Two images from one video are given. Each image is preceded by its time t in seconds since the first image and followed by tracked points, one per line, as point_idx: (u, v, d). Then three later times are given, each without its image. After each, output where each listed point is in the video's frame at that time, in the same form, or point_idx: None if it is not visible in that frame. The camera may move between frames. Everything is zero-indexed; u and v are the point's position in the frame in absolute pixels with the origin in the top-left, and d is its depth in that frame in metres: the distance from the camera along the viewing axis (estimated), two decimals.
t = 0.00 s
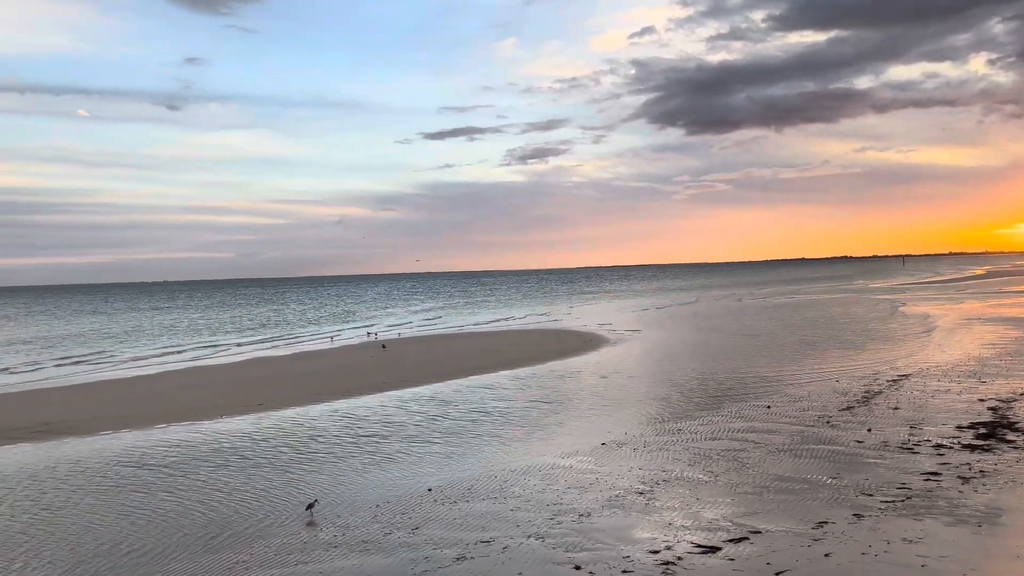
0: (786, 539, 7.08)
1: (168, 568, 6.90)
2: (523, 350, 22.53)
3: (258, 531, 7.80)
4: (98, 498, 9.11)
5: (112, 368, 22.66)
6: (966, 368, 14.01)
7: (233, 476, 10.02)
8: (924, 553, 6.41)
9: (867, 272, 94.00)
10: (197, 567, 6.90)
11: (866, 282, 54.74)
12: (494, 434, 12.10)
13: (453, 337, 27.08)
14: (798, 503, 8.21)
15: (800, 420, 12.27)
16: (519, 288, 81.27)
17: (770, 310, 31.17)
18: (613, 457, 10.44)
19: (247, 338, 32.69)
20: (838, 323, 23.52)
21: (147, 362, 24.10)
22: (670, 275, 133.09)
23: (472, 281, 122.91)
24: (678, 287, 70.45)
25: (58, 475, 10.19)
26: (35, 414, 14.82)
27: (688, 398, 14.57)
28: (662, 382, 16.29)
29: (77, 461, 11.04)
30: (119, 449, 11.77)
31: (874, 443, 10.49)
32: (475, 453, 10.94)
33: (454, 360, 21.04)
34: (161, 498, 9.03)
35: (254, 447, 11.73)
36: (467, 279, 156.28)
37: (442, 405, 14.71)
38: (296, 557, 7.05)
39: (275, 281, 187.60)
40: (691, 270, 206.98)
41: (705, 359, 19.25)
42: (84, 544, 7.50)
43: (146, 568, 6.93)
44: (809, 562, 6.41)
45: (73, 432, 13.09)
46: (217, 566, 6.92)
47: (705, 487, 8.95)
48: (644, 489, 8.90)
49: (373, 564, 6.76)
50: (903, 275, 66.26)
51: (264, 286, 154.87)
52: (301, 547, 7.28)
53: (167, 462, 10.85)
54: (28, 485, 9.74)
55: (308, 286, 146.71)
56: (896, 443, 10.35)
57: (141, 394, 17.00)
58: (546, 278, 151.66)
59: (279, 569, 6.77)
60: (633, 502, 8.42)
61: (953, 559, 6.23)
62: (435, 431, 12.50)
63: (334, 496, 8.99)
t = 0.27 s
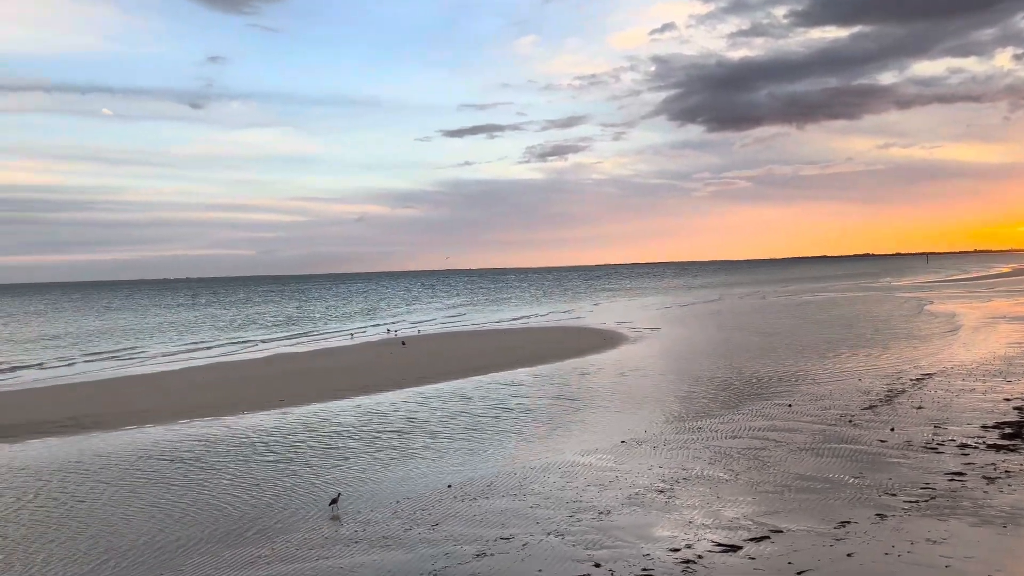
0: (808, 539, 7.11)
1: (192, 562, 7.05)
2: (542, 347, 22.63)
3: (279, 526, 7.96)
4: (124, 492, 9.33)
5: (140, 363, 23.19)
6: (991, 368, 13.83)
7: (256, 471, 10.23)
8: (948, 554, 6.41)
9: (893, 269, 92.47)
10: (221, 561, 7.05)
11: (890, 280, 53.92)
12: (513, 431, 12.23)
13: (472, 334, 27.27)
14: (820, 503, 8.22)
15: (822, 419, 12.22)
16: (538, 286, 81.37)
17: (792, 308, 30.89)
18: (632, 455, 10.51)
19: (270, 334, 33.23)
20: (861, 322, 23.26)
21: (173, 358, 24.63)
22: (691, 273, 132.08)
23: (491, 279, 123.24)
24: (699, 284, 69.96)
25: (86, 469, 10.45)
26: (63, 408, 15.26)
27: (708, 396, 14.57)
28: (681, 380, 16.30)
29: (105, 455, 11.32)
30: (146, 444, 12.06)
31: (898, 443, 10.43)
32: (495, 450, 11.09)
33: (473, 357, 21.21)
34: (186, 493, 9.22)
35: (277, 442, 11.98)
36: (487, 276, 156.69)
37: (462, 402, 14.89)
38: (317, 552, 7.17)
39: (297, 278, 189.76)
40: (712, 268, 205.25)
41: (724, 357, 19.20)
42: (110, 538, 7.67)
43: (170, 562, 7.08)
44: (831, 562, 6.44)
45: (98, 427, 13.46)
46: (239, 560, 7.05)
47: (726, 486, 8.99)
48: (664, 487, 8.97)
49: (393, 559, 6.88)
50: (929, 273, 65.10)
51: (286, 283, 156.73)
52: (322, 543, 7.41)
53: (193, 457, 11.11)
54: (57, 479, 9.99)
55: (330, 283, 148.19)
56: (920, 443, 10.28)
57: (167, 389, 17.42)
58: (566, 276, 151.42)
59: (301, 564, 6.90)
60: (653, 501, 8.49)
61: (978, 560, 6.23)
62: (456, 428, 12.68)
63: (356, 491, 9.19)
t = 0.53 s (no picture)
0: (831, 540, 7.14)
1: (215, 556, 7.17)
2: (562, 346, 22.74)
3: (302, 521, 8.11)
4: (152, 487, 9.55)
5: (169, 360, 23.77)
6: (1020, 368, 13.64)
7: (281, 468, 10.44)
8: (973, 557, 6.42)
9: (921, 267, 90.74)
10: (244, 555, 7.18)
11: (917, 279, 52.99)
12: (534, 430, 12.37)
13: (492, 332, 27.45)
14: (843, 504, 8.23)
15: (845, 419, 12.17)
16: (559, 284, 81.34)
17: (815, 307, 30.58)
18: (653, 455, 10.59)
19: (294, 331, 33.75)
20: (886, 321, 22.98)
21: (199, 354, 25.19)
22: (714, 271, 130.91)
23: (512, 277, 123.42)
24: (722, 283, 69.35)
25: (116, 465, 10.74)
26: (94, 403, 15.75)
27: (729, 395, 14.57)
28: (702, 379, 16.30)
29: (134, 451, 11.63)
30: (174, 440, 12.36)
31: (923, 444, 10.37)
32: (516, 448, 11.24)
33: (493, 355, 21.39)
34: (211, 489, 9.42)
35: (302, 439, 12.23)
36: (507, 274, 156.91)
37: (483, 400, 15.07)
38: (339, 548, 7.29)
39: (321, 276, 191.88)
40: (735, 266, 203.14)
41: (746, 356, 19.12)
42: (137, 532, 7.85)
43: (195, 555, 7.23)
44: (855, 563, 6.48)
45: (124, 423, 13.87)
46: (263, 554, 7.17)
47: (748, 485, 9.03)
48: (686, 487, 9.04)
49: (415, 556, 7.00)
50: (958, 272, 63.84)
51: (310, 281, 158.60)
52: (344, 539, 7.53)
53: (219, 454, 11.37)
54: (87, 474, 10.27)
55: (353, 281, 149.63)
56: (946, 443, 10.22)
57: (194, 385, 17.86)
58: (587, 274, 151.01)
59: (324, 558, 7.02)
60: (674, 500, 8.57)
61: (1004, 564, 6.23)
62: (477, 425, 12.85)
63: (380, 488, 9.38)
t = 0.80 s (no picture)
0: (855, 541, 7.17)
1: (238, 551, 7.33)
2: (582, 344, 22.82)
3: (324, 518, 8.28)
4: (179, 483, 9.82)
5: (196, 356, 24.30)
6: None
7: (305, 465, 10.67)
8: (1000, 560, 6.42)
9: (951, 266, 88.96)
10: (268, 550, 7.34)
11: (945, 278, 52.06)
12: (555, 428, 12.50)
13: (513, 330, 27.60)
14: (867, 505, 8.23)
15: (870, 420, 12.12)
16: (579, 283, 81.23)
17: (840, 306, 30.26)
18: (675, 454, 10.65)
19: (317, 329, 34.23)
20: (912, 321, 22.70)
21: (225, 351, 25.74)
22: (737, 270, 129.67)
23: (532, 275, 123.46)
24: (745, 282, 68.77)
25: (146, 461, 11.06)
26: (123, 399, 16.22)
27: (751, 395, 14.55)
28: (724, 379, 16.28)
29: (162, 447, 11.96)
30: (201, 436, 12.68)
31: (949, 445, 10.31)
32: (537, 446, 11.38)
33: (512, 353, 21.55)
34: (236, 485, 9.66)
35: (327, 436, 12.50)
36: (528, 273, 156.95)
37: (504, 398, 15.23)
38: (361, 544, 7.43)
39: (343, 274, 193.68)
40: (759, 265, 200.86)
41: (768, 356, 19.04)
42: (164, 527, 8.07)
43: (220, 551, 7.41)
44: (880, 565, 6.51)
45: (150, 418, 14.27)
46: (286, 550, 7.33)
47: (770, 486, 9.07)
48: (707, 487, 9.10)
49: (436, 553, 7.12)
50: (988, 271, 62.55)
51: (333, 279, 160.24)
52: (366, 535, 7.68)
53: (245, 450, 11.65)
54: (118, 469, 10.59)
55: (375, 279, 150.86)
56: (973, 445, 10.15)
57: (220, 382, 18.30)
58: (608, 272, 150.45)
59: (346, 554, 7.16)
60: (695, 500, 8.64)
61: None
62: (499, 423, 13.03)
63: (404, 485, 9.58)
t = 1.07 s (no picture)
0: (878, 543, 7.20)
1: (261, 547, 7.51)
2: (602, 343, 22.88)
3: (345, 515, 8.45)
4: (205, 479, 10.08)
5: (222, 353, 24.79)
6: None
7: (328, 462, 10.90)
8: None
9: (980, 265, 87.20)
10: (289, 546, 7.50)
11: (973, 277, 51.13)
12: (575, 427, 12.62)
13: (532, 328, 27.73)
14: (891, 507, 8.24)
15: (893, 420, 12.06)
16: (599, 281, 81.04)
17: (863, 305, 29.94)
18: (695, 454, 10.72)
19: (339, 327, 34.65)
20: (937, 320, 22.43)
21: (249, 348, 26.22)
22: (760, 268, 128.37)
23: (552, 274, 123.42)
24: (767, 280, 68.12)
25: (174, 456, 11.36)
26: (151, 395, 16.66)
27: (772, 395, 14.54)
28: (745, 378, 16.27)
29: (190, 443, 12.27)
30: (227, 433, 12.99)
31: (975, 446, 10.25)
32: (557, 444, 11.51)
33: (532, 352, 21.68)
34: (260, 482, 9.89)
35: (351, 432, 12.76)
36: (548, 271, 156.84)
37: (524, 396, 15.39)
38: (381, 541, 7.58)
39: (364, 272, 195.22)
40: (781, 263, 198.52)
41: (790, 355, 18.96)
42: (190, 522, 8.29)
43: (243, 546, 7.59)
44: (904, 567, 6.54)
45: (180, 414, 14.64)
46: (308, 545, 7.50)
47: (792, 486, 9.10)
48: (728, 487, 9.16)
49: (456, 550, 7.26)
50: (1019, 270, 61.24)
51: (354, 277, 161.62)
52: (386, 532, 7.84)
53: (270, 446, 11.92)
54: (147, 465, 10.90)
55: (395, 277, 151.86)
56: (999, 446, 10.08)
57: (244, 379, 18.69)
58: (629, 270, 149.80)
59: (367, 551, 7.30)
60: (716, 500, 8.71)
61: None
62: (520, 421, 13.19)
63: (425, 482, 9.77)
